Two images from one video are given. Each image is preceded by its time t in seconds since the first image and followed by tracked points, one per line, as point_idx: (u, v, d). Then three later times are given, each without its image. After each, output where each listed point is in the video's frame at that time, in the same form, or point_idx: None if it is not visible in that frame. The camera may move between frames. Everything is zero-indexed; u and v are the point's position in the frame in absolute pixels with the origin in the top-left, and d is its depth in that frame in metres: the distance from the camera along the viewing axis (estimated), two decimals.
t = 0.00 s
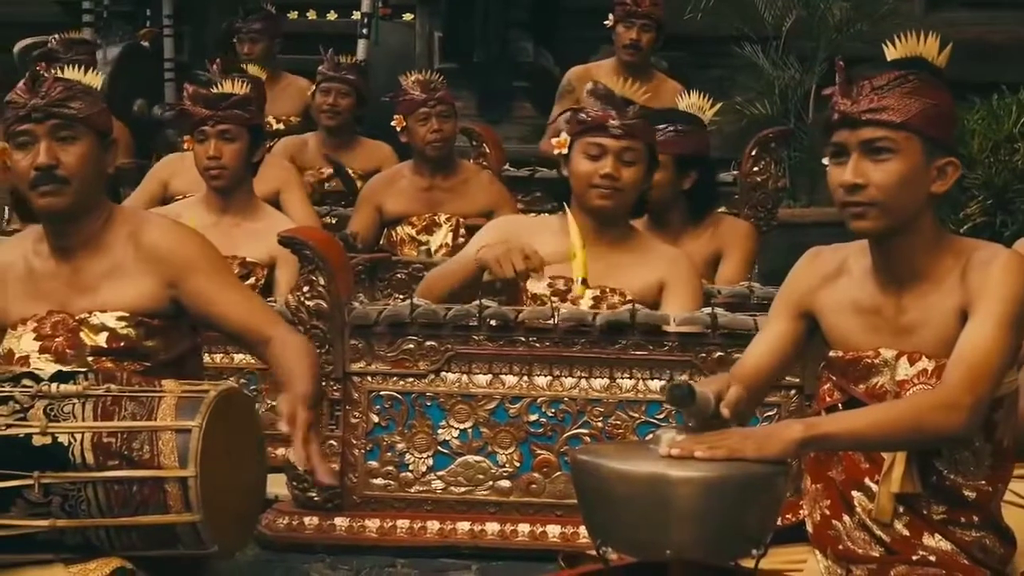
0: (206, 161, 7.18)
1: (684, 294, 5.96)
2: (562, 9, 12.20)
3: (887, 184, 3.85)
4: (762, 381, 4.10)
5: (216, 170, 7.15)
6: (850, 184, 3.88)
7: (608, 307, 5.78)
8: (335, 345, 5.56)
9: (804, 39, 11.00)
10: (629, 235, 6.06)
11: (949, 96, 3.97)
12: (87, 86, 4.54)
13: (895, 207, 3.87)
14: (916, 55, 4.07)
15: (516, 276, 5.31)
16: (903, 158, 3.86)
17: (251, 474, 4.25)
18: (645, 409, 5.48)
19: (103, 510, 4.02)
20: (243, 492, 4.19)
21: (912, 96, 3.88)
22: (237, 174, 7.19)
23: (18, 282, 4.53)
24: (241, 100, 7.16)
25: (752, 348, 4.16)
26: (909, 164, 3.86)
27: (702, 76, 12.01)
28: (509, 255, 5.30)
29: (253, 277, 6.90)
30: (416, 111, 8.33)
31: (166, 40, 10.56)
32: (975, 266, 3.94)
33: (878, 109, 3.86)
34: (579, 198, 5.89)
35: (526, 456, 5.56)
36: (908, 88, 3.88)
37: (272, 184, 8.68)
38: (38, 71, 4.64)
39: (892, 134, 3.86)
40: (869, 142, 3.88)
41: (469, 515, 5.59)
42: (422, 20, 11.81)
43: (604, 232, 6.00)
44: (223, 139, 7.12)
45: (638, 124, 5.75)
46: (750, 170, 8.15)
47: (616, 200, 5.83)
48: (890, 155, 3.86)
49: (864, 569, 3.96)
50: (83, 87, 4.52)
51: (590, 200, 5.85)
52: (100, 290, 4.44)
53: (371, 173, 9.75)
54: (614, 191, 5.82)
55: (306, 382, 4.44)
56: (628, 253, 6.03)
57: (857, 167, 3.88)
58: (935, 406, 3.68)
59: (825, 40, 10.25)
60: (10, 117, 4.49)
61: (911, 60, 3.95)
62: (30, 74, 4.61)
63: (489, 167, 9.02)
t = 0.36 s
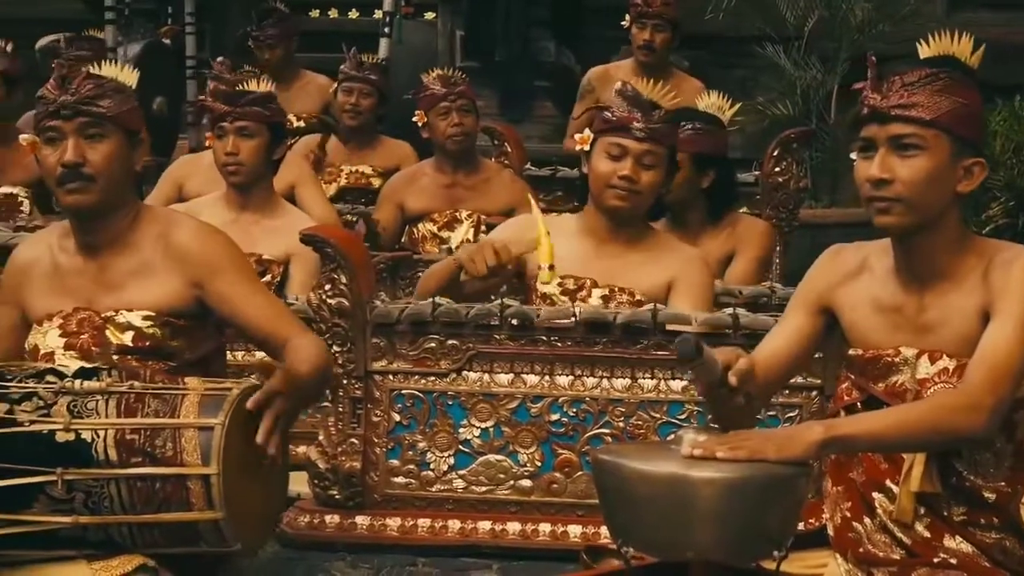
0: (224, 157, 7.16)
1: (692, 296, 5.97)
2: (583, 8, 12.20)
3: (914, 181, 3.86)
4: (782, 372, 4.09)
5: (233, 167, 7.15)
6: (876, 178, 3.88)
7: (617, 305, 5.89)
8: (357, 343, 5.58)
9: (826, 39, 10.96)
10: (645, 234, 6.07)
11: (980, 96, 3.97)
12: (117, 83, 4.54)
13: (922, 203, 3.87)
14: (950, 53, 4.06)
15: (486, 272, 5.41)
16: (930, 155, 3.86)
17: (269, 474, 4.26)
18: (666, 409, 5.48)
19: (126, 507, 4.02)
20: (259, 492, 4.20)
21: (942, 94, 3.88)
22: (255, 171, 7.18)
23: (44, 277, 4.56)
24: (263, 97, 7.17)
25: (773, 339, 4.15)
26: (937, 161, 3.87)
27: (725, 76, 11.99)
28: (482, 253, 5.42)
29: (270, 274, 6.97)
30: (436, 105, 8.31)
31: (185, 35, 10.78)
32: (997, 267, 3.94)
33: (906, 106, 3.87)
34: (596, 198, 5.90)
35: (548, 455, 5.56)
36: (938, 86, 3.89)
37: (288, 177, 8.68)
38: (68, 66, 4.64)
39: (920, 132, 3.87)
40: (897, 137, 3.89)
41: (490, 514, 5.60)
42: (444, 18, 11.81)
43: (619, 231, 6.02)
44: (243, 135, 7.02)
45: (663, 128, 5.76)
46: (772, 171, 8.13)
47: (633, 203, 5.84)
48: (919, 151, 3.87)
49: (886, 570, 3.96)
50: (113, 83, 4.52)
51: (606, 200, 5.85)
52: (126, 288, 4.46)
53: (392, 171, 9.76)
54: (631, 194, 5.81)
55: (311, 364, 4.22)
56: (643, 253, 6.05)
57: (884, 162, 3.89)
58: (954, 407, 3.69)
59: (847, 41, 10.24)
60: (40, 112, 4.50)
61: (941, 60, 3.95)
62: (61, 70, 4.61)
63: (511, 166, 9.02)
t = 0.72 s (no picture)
0: (245, 159, 7.16)
1: (689, 285, 5.94)
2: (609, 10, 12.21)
3: (933, 191, 3.84)
4: (809, 380, 4.08)
5: (255, 169, 7.15)
6: (895, 187, 3.87)
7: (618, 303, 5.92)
8: (383, 345, 5.58)
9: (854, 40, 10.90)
10: (645, 230, 6.11)
11: (998, 100, 3.97)
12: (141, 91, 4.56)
13: (937, 210, 3.85)
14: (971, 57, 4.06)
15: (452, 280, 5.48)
16: (947, 164, 3.85)
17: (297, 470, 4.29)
18: (692, 410, 5.48)
19: (152, 507, 4.04)
20: (288, 490, 4.23)
21: (959, 101, 3.88)
22: (277, 174, 7.18)
23: (65, 282, 4.58)
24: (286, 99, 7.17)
25: (801, 350, 4.15)
26: (955, 170, 3.85)
27: (751, 76, 11.97)
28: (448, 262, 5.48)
29: (287, 274, 7.00)
30: (461, 110, 8.34)
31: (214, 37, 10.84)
32: None
33: (925, 113, 3.86)
34: (592, 194, 6.00)
35: (573, 457, 5.56)
36: (955, 94, 3.89)
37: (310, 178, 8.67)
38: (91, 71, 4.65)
39: (937, 139, 3.85)
40: (915, 146, 3.87)
41: (516, 515, 5.60)
42: (472, 20, 11.82)
43: (617, 228, 6.07)
44: (266, 137, 7.06)
45: (652, 122, 5.89)
46: (799, 172, 8.11)
47: (629, 199, 5.93)
48: (937, 160, 3.86)
49: (911, 572, 3.95)
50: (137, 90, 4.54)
51: (602, 198, 5.95)
52: (144, 291, 4.47)
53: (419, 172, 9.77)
54: (627, 189, 5.92)
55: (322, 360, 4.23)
56: (643, 248, 6.08)
57: (903, 170, 3.87)
58: (982, 410, 3.69)
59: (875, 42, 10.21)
60: (60, 115, 4.51)
61: (962, 68, 3.95)
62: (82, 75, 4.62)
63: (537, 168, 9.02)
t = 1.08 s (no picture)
0: (266, 159, 7.18)
1: (689, 278, 5.93)
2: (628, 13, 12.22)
3: (961, 190, 3.82)
4: (828, 381, 4.07)
5: (276, 169, 7.16)
6: (923, 188, 3.84)
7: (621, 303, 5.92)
8: (402, 345, 5.59)
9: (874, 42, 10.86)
10: (641, 227, 6.11)
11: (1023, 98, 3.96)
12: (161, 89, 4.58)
13: (966, 209, 3.83)
14: (987, 55, 4.02)
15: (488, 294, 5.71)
16: (975, 163, 3.83)
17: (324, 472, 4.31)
18: (711, 412, 5.46)
19: (170, 506, 4.04)
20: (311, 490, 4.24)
21: (985, 99, 3.86)
22: (298, 174, 7.19)
23: (87, 281, 4.59)
24: (305, 99, 7.17)
25: (819, 348, 4.14)
26: (982, 169, 3.83)
27: (772, 78, 11.99)
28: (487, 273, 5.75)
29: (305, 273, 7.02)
30: (479, 113, 8.39)
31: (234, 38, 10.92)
32: None
33: (951, 112, 3.85)
34: (585, 195, 6.05)
35: (592, 458, 5.54)
36: (981, 92, 3.87)
37: (331, 177, 8.69)
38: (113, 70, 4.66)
39: (965, 138, 3.83)
40: (943, 146, 3.86)
41: (534, 517, 5.59)
42: (491, 21, 11.74)
43: (613, 228, 6.09)
44: (286, 138, 7.10)
45: (632, 116, 5.91)
46: (818, 174, 8.08)
47: (620, 196, 5.97)
48: (964, 159, 3.84)
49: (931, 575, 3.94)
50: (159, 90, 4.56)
51: (595, 199, 5.99)
52: (168, 290, 4.48)
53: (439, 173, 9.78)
54: (617, 187, 5.95)
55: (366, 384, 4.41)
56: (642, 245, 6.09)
57: (931, 170, 3.85)
58: (999, 412, 3.70)
59: (895, 44, 10.18)
60: (83, 116, 4.52)
61: (980, 62, 3.94)
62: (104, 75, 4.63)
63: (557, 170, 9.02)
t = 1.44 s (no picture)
0: (284, 160, 7.18)
1: (719, 282, 5.94)
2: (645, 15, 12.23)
3: (976, 191, 3.80)
4: (850, 379, 4.07)
5: (295, 170, 7.16)
6: (937, 190, 3.83)
7: (651, 305, 5.90)
8: (418, 346, 5.59)
9: (891, 41, 10.81)
10: (661, 226, 6.12)
11: None
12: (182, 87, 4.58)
13: (979, 212, 3.82)
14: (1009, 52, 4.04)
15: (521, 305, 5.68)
16: (990, 164, 3.81)
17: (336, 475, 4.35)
18: (728, 412, 5.46)
19: (187, 508, 4.05)
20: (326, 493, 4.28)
21: (999, 101, 3.84)
22: (316, 174, 7.19)
23: (109, 280, 4.60)
24: (322, 100, 7.16)
25: (842, 347, 4.13)
26: (997, 170, 3.81)
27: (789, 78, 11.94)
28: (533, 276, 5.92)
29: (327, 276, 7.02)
30: (495, 110, 8.42)
31: (252, 39, 10.94)
32: None
33: (965, 114, 3.83)
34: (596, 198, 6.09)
35: (609, 459, 5.54)
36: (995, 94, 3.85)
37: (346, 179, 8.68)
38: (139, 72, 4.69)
39: (978, 141, 3.82)
40: (956, 147, 3.84)
41: (552, 517, 5.59)
42: (508, 21, 11.68)
43: (629, 228, 6.08)
44: (304, 139, 7.11)
45: (632, 111, 5.96)
46: (836, 173, 8.05)
47: (628, 191, 5.98)
48: (978, 161, 3.82)
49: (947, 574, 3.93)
50: (179, 89, 4.56)
51: (603, 196, 6.02)
52: (190, 291, 4.49)
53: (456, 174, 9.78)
54: (623, 183, 5.97)
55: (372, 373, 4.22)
56: (661, 245, 6.09)
57: (944, 173, 3.84)
58: (1006, 413, 3.71)
59: (913, 43, 10.15)
60: (106, 117, 4.55)
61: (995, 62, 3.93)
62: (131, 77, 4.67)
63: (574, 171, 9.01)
